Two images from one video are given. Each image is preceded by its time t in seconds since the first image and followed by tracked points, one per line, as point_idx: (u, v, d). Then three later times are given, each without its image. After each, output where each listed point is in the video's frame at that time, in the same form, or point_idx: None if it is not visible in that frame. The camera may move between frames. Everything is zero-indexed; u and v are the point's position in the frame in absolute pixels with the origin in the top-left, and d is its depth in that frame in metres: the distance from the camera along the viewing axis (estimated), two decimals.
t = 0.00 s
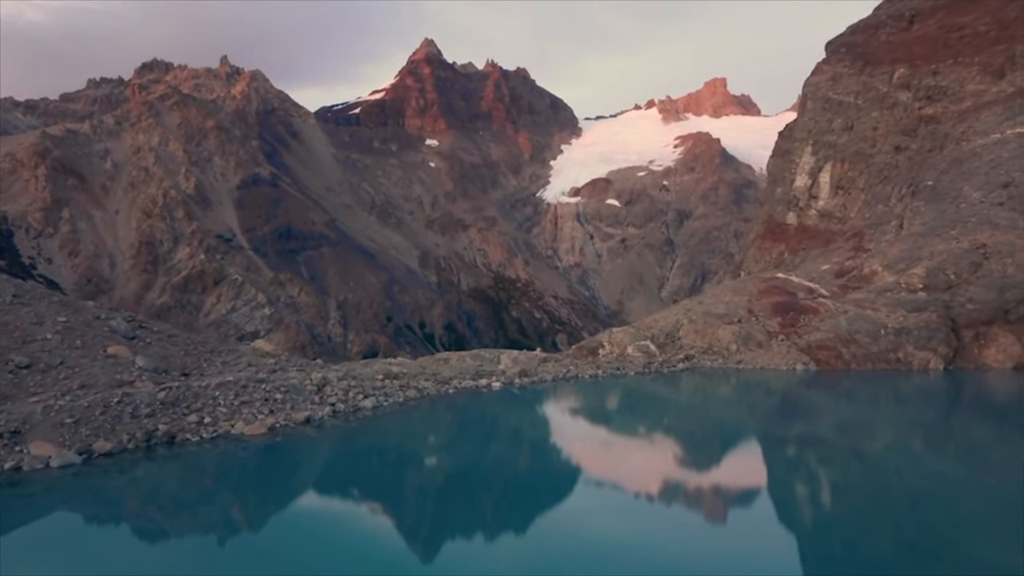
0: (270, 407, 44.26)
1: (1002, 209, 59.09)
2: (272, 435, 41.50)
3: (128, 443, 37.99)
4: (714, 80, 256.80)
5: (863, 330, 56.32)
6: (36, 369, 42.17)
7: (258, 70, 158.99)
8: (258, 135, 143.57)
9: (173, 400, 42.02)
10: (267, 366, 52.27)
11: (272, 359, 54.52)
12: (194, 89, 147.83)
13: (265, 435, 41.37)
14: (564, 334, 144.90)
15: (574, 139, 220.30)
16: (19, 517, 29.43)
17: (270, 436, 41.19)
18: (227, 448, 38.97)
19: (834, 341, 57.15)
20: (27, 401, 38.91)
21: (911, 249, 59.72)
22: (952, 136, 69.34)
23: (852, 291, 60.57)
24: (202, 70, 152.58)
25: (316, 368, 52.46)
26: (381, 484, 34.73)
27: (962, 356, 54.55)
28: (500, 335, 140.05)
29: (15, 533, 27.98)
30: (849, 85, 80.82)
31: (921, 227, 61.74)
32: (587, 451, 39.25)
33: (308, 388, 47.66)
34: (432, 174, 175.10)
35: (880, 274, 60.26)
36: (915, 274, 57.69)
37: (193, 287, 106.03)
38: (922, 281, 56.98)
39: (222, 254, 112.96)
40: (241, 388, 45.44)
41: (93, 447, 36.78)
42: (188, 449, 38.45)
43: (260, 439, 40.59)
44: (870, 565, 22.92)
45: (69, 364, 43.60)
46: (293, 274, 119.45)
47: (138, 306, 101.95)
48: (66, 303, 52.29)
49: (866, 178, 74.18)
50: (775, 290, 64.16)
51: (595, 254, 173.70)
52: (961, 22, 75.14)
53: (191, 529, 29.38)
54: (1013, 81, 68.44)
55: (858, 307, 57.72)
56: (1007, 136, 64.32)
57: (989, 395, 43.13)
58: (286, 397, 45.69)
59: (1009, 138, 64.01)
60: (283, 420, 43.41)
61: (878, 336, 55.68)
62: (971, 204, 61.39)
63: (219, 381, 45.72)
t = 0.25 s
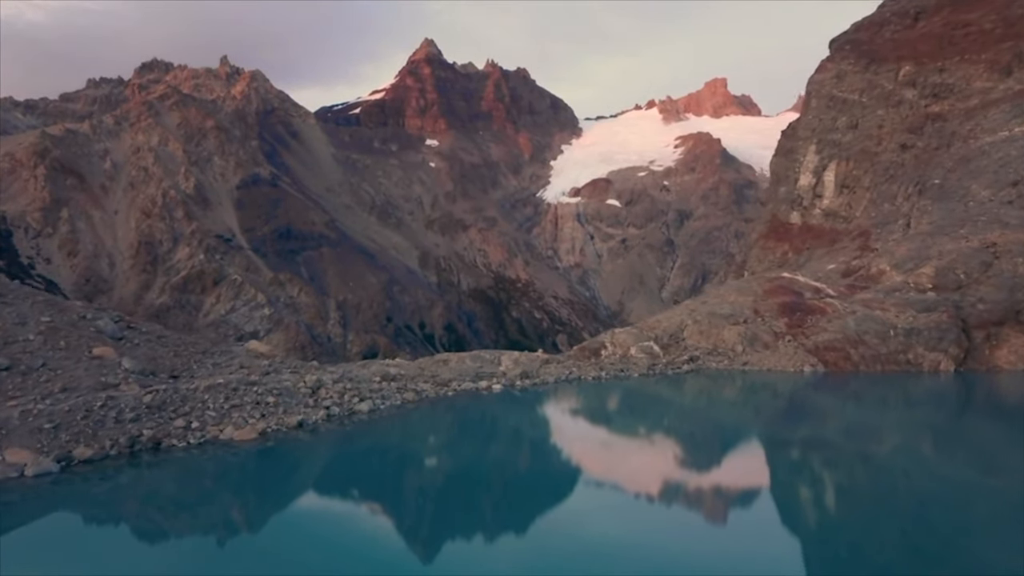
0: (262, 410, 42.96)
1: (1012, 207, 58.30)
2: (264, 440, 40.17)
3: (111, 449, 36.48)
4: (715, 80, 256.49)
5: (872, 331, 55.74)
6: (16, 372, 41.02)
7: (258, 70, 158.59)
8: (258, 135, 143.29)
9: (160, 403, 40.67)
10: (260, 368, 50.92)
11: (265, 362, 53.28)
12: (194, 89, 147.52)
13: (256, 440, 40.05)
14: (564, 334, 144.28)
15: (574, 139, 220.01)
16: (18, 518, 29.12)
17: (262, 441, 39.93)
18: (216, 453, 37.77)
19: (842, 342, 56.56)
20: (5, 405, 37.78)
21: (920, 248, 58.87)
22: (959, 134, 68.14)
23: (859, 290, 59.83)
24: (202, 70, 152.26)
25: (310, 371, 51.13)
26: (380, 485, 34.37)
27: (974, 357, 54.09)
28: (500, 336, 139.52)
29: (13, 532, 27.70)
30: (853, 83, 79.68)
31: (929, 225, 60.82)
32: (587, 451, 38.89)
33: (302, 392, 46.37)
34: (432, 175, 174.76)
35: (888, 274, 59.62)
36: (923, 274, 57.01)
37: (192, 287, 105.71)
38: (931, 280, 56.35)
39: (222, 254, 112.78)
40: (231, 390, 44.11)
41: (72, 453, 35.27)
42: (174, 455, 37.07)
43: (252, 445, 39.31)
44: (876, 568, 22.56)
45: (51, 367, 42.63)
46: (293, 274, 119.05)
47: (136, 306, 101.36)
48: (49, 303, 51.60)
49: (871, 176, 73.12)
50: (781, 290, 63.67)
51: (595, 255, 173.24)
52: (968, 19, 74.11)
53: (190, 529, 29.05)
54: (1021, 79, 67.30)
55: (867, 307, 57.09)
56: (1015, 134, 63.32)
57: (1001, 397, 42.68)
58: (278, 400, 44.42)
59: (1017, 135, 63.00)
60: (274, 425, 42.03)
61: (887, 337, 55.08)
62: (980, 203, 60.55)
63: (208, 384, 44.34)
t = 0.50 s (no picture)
0: (252, 414, 41.77)
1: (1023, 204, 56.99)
2: (253, 445, 38.95)
3: (89, 457, 35.19)
4: (715, 80, 256.16)
5: (881, 331, 54.70)
6: None
7: (258, 70, 158.20)
8: (258, 136, 143.13)
9: (144, 407, 39.39)
10: (251, 371, 49.68)
11: (257, 364, 52.23)
12: (194, 89, 147.21)
13: (244, 446, 38.81)
14: (565, 334, 143.25)
15: (575, 139, 219.64)
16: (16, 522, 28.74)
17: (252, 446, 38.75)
18: (204, 459, 36.65)
19: (850, 343, 55.72)
20: None
21: (928, 247, 57.78)
22: (967, 131, 66.59)
23: (867, 291, 58.83)
24: (202, 70, 151.92)
25: (304, 374, 49.92)
26: (379, 485, 34.01)
27: (986, 359, 52.89)
28: (500, 336, 138.95)
29: (14, 535, 27.49)
30: (858, 81, 78.37)
31: (937, 224, 59.67)
32: (589, 452, 38.50)
33: (294, 396, 45.16)
34: (432, 175, 174.36)
35: (895, 274, 58.58)
36: (932, 274, 55.95)
37: (191, 287, 105.14)
38: (941, 280, 55.33)
39: (221, 254, 112.81)
40: (221, 393, 42.88)
41: (49, 461, 34.08)
42: (159, 461, 35.83)
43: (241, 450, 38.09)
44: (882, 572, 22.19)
45: (32, 369, 41.74)
46: (293, 275, 118.64)
47: (135, 306, 100.11)
48: (34, 302, 50.55)
49: (877, 175, 72.41)
50: (787, 290, 63.03)
51: (596, 255, 172.48)
52: (974, 16, 72.63)
53: (189, 530, 28.74)
54: None
55: (875, 308, 56.23)
56: None
57: (1010, 399, 42.23)
58: (269, 404, 43.22)
59: None
60: (265, 429, 40.85)
61: (897, 338, 54.03)
62: (990, 201, 59.18)
63: (197, 387, 43.06)
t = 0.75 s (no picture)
0: (242, 418, 40.20)
1: None
2: (242, 451, 37.44)
3: (67, 465, 33.57)
4: (715, 80, 255.88)
5: (890, 332, 53.84)
6: None
7: (258, 70, 157.77)
8: (258, 135, 142.87)
9: (128, 411, 37.93)
10: (242, 375, 48.13)
11: (249, 367, 50.75)
12: (194, 88, 146.87)
13: (231, 453, 37.22)
14: (566, 335, 142.80)
15: (575, 139, 219.16)
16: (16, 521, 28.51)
17: (239, 452, 37.29)
18: (191, 465, 35.22)
19: (859, 344, 54.50)
20: None
21: (936, 247, 57.45)
22: (974, 129, 65.85)
23: (874, 290, 58.25)
24: (202, 69, 151.55)
25: (296, 377, 48.38)
26: (378, 486, 33.66)
27: (997, 360, 52.18)
28: (500, 336, 138.49)
29: (13, 535, 27.24)
30: (862, 78, 77.60)
31: (945, 224, 59.39)
32: (590, 452, 38.12)
33: (285, 399, 43.65)
34: (433, 175, 173.97)
35: (904, 273, 58.19)
36: (943, 273, 55.73)
37: (190, 287, 104.75)
38: (951, 280, 55.14)
39: (221, 254, 112.23)
40: (208, 397, 41.37)
41: (23, 468, 32.47)
42: (143, 469, 34.31)
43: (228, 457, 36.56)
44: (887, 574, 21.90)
45: (12, 372, 40.46)
46: (292, 275, 118.21)
47: (135, 306, 99.65)
48: (18, 301, 50.45)
49: (883, 174, 71.79)
50: (793, 290, 61.97)
51: (596, 255, 172.15)
52: (981, 13, 71.90)
53: (189, 530, 28.40)
54: None
55: (884, 308, 55.47)
56: None
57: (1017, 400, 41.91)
58: (260, 407, 41.67)
59: None
60: (255, 435, 39.32)
61: (906, 339, 53.16)
62: (999, 199, 58.59)
63: (184, 390, 41.57)
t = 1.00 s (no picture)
0: (230, 423, 38.78)
1: None
2: (229, 459, 35.97)
3: (41, 473, 32.13)
4: (715, 80, 255.50)
5: (900, 332, 52.89)
6: None
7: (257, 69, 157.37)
8: (258, 135, 142.66)
9: (109, 416, 36.48)
10: (232, 376, 46.60)
11: (241, 368, 49.20)
12: (193, 88, 146.56)
13: (218, 459, 35.72)
14: (566, 335, 142.28)
15: (576, 139, 218.65)
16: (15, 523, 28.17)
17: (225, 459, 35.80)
18: (176, 473, 33.82)
19: (868, 345, 53.59)
20: None
21: (945, 246, 56.82)
22: (981, 127, 65.36)
23: (882, 290, 57.22)
24: (201, 69, 151.19)
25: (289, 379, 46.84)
26: (379, 486, 33.30)
27: (1010, 361, 50.84)
28: (500, 336, 138.09)
29: (12, 536, 26.89)
30: (867, 75, 76.08)
31: (953, 221, 58.92)
32: (590, 453, 37.73)
33: (277, 403, 42.17)
34: (433, 175, 173.59)
35: (913, 272, 57.17)
36: (952, 272, 54.65)
37: (189, 287, 104.73)
38: (961, 279, 53.98)
39: (220, 254, 111.83)
40: (196, 400, 39.86)
41: None
42: (124, 477, 32.89)
43: (215, 464, 35.04)
44: None
45: None
46: (292, 275, 117.78)
47: (134, 305, 100.13)
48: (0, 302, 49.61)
49: (889, 172, 70.08)
50: (800, 289, 61.14)
51: (597, 256, 171.78)
52: (986, 9, 70.84)
53: (188, 531, 28.01)
54: None
55: (893, 308, 54.44)
56: None
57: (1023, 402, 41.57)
58: (249, 412, 40.24)
59: None
60: (243, 440, 37.94)
61: (917, 339, 52.24)
62: (1007, 196, 58.57)
63: (169, 393, 40.09)
